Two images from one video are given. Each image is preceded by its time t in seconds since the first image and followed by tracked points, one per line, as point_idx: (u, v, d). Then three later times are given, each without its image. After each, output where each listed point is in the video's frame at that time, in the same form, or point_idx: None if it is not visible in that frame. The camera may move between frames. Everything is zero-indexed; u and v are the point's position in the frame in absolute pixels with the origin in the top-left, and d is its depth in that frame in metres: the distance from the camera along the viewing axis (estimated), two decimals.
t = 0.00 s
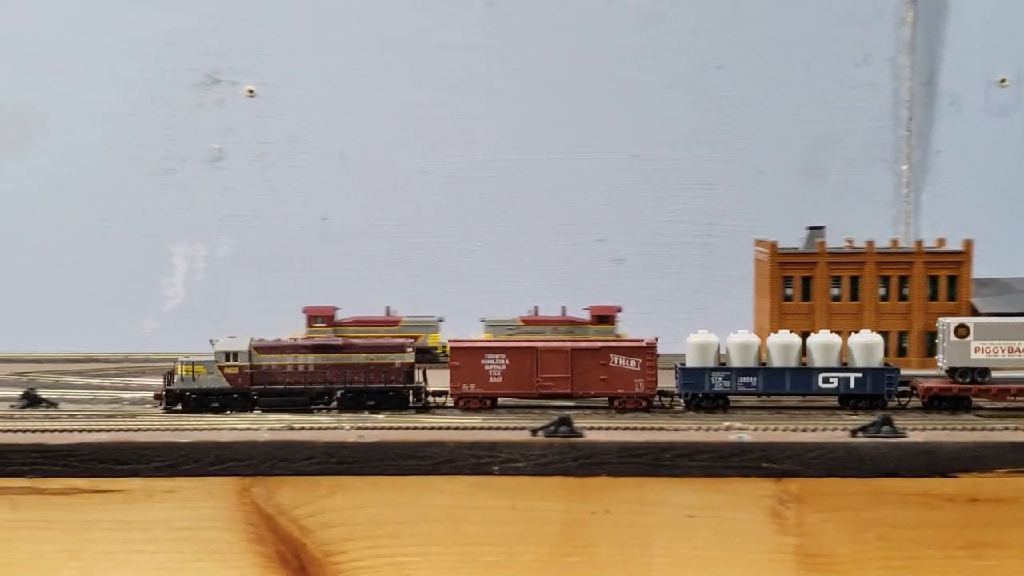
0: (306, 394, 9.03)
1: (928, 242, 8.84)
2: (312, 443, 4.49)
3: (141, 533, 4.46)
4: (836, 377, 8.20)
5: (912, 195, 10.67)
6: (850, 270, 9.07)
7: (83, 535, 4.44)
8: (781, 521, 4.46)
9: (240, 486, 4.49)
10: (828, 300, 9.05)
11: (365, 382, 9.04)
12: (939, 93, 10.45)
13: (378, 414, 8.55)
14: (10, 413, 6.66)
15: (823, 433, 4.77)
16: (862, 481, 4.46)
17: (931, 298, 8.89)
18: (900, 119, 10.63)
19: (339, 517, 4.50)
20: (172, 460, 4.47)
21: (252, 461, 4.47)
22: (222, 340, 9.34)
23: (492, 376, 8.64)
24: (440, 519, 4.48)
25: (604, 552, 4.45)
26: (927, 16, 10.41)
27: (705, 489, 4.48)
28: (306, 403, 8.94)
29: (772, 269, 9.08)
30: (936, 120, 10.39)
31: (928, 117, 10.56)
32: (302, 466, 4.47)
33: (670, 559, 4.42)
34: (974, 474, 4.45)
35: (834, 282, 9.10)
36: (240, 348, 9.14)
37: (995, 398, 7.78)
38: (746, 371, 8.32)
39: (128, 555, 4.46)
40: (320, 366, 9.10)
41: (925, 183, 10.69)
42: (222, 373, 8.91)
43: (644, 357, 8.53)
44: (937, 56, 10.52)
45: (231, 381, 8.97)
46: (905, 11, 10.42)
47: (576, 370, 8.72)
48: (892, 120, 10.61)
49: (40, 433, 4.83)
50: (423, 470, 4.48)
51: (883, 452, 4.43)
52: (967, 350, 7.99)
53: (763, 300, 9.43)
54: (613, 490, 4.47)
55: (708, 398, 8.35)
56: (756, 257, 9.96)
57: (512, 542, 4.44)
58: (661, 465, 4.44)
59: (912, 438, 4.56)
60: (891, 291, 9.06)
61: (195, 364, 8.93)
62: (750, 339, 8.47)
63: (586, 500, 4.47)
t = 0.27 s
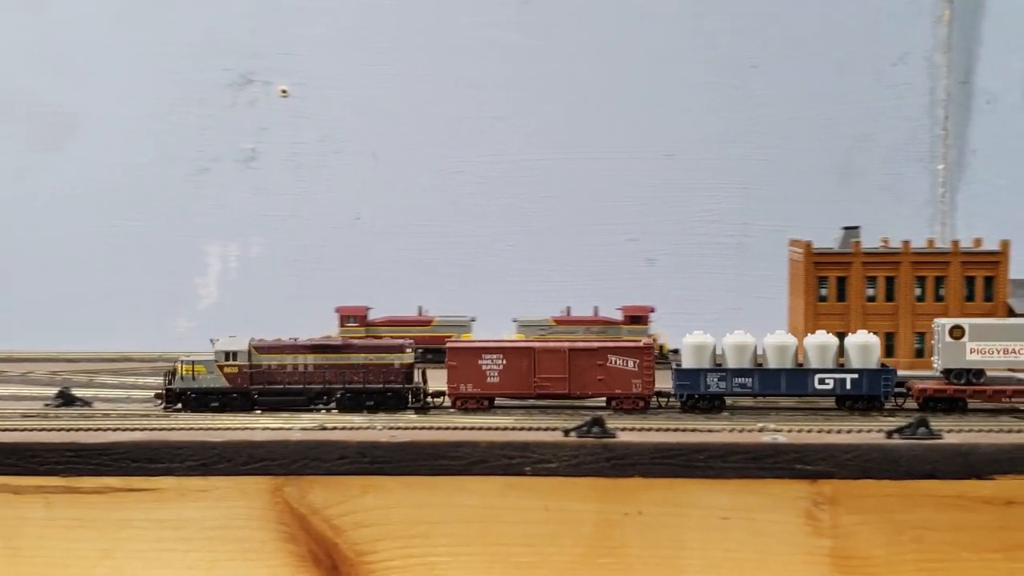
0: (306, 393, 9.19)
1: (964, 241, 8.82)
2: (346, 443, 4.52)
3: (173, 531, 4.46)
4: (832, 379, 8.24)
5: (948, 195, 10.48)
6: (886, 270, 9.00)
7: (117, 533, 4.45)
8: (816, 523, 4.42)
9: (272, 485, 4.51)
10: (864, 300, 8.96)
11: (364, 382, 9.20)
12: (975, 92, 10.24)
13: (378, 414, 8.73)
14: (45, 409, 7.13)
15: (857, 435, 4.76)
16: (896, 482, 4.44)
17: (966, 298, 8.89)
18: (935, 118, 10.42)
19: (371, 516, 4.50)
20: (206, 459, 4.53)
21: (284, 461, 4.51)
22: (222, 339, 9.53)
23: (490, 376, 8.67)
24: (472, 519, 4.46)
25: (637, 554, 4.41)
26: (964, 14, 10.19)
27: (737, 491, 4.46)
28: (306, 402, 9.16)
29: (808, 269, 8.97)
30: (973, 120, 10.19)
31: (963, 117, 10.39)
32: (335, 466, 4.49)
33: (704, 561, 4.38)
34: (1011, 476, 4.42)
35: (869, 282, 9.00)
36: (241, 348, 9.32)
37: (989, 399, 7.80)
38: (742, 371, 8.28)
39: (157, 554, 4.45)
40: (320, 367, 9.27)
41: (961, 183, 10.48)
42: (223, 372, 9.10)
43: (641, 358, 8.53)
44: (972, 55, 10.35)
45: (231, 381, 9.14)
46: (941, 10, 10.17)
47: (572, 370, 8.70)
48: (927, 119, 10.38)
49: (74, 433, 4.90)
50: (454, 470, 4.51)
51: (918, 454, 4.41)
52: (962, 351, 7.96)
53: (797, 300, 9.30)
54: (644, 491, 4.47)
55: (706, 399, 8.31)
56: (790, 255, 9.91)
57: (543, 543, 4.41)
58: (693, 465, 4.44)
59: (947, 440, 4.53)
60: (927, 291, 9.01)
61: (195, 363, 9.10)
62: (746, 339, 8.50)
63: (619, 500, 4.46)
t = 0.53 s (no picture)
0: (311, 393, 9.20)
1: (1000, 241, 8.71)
2: (377, 443, 4.50)
3: (206, 531, 4.48)
4: (837, 379, 8.18)
5: (984, 195, 10.21)
6: (920, 271, 8.93)
7: (150, 532, 4.47)
8: (850, 525, 4.39)
9: (305, 485, 4.51)
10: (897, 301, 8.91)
11: (370, 381, 9.19)
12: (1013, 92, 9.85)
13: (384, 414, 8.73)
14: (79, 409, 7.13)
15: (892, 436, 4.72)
16: (932, 484, 4.40)
17: (1003, 299, 8.76)
18: (971, 119, 10.09)
19: (404, 517, 4.51)
20: (239, 458, 4.50)
21: (317, 460, 4.48)
22: (229, 339, 9.57)
23: (492, 376, 8.61)
24: (504, 520, 4.46)
25: (670, 555, 4.42)
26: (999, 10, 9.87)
27: (771, 492, 4.44)
28: (312, 402, 9.17)
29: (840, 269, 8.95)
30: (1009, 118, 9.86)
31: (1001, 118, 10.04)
32: (367, 466, 4.48)
33: (738, 562, 4.39)
34: None
35: (903, 283, 8.95)
36: (248, 348, 9.37)
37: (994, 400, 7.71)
38: (745, 372, 8.25)
39: (192, 553, 4.49)
40: (326, 367, 9.29)
41: (997, 182, 10.18)
42: (230, 372, 9.14)
43: (645, 358, 8.49)
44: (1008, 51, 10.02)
45: (238, 380, 9.17)
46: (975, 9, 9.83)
47: (576, 370, 8.67)
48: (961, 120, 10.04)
49: (106, 432, 4.91)
50: (486, 470, 4.48)
51: (955, 456, 4.36)
52: (967, 351, 7.91)
53: (831, 300, 9.29)
54: (677, 492, 4.45)
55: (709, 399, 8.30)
56: (824, 255, 9.85)
57: (576, 544, 4.42)
58: (727, 466, 4.41)
59: (985, 442, 4.48)
60: (962, 292, 8.91)
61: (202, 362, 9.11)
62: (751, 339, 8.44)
63: (652, 501, 4.45)
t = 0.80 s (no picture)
0: (327, 394, 9.23)
1: None
2: (404, 443, 4.50)
3: (234, 531, 4.50)
4: (853, 380, 8.13)
5: (1014, 194, 10.09)
6: (950, 271, 8.84)
7: (177, 531, 4.51)
8: (880, 527, 4.36)
9: (331, 485, 4.51)
10: (927, 301, 8.81)
11: (384, 382, 9.21)
12: None
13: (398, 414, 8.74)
14: (109, 409, 7.13)
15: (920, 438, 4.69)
16: (963, 487, 4.35)
17: None
18: (1001, 118, 9.98)
19: (430, 517, 4.50)
20: (265, 458, 4.52)
21: (343, 460, 4.49)
22: (245, 338, 9.63)
23: (507, 376, 8.59)
24: (531, 520, 4.46)
25: (697, 556, 4.41)
26: None
27: (799, 494, 4.41)
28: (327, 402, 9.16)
29: (870, 269, 8.84)
30: None
31: None
32: (394, 466, 4.48)
33: (766, 564, 4.39)
34: None
35: (933, 283, 8.85)
36: (263, 348, 9.41)
37: (1011, 402, 7.65)
38: (761, 372, 8.23)
39: (221, 553, 4.51)
40: (341, 367, 9.31)
41: None
42: (245, 371, 9.17)
43: (660, 358, 8.49)
44: None
45: (253, 380, 9.20)
46: (1007, 6, 9.73)
47: (592, 371, 8.65)
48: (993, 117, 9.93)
49: (134, 432, 4.94)
50: (514, 471, 4.47)
51: (986, 458, 4.32)
52: (985, 353, 7.82)
53: (860, 301, 9.17)
54: (705, 493, 4.43)
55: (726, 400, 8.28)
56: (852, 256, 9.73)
57: (603, 545, 4.41)
58: (755, 468, 4.39)
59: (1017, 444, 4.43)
60: (993, 292, 8.82)
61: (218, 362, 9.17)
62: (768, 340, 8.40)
63: (680, 503, 4.43)
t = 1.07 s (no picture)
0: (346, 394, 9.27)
1: None
2: (434, 443, 4.52)
3: (265, 530, 4.52)
4: (881, 381, 8.04)
5: None
6: (986, 272, 8.73)
7: (208, 530, 4.54)
8: (915, 530, 4.30)
9: (362, 485, 4.53)
10: (963, 302, 8.70)
11: (405, 382, 9.21)
12: None
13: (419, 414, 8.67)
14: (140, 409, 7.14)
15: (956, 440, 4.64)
16: (999, 490, 4.29)
17: None
18: None
19: (460, 517, 4.50)
20: (296, 457, 4.55)
21: (374, 460, 4.53)
22: (266, 339, 9.77)
23: (531, 377, 8.57)
24: (562, 521, 4.44)
25: (730, 558, 4.36)
26: None
27: (833, 496, 4.36)
28: (347, 401, 9.26)
29: (904, 269, 8.76)
30: None
31: None
32: (424, 466, 4.50)
33: (800, 567, 4.32)
34: None
35: (969, 284, 8.74)
36: (282, 348, 9.48)
37: None
38: (788, 373, 8.17)
39: (252, 552, 4.52)
40: (361, 367, 9.41)
41: None
42: (266, 370, 9.28)
43: (684, 359, 8.44)
44: None
45: (274, 379, 9.32)
46: None
47: (616, 372, 8.62)
48: None
49: (167, 431, 4.99)
50: (544, 471, 4.46)
51: None
52: (1014, 354, 7.69)
53: (894, 302, 9.08)
54: (737, 495, 4.40)
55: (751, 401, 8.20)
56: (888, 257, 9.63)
57: (634, 547, 4.38)
58: (787, 470, 4.36)
59: None
60: None
61: (238, 361, 9.09)
62: (793, 340, 8.33)
63: (711, 504, 4.40)
